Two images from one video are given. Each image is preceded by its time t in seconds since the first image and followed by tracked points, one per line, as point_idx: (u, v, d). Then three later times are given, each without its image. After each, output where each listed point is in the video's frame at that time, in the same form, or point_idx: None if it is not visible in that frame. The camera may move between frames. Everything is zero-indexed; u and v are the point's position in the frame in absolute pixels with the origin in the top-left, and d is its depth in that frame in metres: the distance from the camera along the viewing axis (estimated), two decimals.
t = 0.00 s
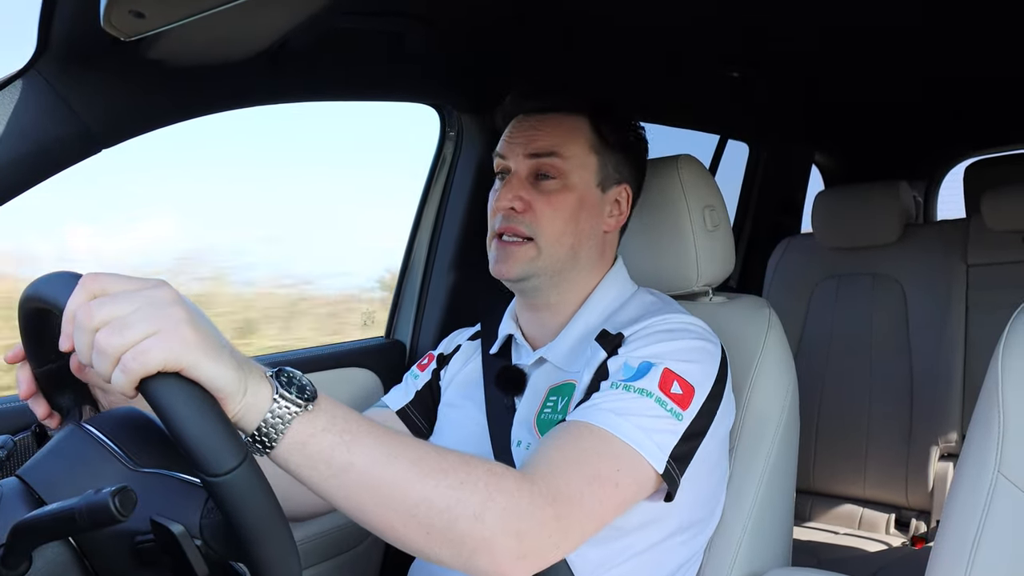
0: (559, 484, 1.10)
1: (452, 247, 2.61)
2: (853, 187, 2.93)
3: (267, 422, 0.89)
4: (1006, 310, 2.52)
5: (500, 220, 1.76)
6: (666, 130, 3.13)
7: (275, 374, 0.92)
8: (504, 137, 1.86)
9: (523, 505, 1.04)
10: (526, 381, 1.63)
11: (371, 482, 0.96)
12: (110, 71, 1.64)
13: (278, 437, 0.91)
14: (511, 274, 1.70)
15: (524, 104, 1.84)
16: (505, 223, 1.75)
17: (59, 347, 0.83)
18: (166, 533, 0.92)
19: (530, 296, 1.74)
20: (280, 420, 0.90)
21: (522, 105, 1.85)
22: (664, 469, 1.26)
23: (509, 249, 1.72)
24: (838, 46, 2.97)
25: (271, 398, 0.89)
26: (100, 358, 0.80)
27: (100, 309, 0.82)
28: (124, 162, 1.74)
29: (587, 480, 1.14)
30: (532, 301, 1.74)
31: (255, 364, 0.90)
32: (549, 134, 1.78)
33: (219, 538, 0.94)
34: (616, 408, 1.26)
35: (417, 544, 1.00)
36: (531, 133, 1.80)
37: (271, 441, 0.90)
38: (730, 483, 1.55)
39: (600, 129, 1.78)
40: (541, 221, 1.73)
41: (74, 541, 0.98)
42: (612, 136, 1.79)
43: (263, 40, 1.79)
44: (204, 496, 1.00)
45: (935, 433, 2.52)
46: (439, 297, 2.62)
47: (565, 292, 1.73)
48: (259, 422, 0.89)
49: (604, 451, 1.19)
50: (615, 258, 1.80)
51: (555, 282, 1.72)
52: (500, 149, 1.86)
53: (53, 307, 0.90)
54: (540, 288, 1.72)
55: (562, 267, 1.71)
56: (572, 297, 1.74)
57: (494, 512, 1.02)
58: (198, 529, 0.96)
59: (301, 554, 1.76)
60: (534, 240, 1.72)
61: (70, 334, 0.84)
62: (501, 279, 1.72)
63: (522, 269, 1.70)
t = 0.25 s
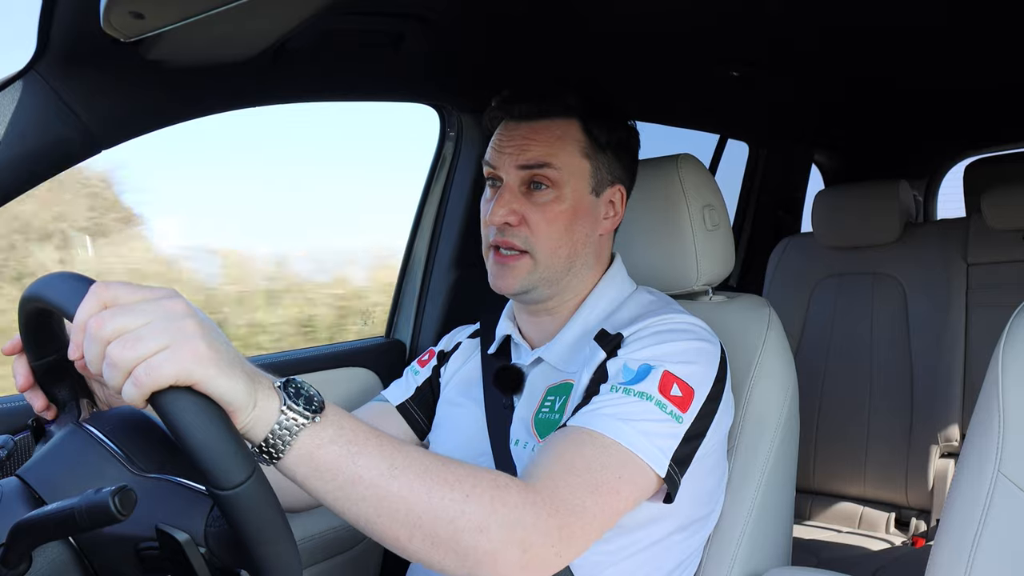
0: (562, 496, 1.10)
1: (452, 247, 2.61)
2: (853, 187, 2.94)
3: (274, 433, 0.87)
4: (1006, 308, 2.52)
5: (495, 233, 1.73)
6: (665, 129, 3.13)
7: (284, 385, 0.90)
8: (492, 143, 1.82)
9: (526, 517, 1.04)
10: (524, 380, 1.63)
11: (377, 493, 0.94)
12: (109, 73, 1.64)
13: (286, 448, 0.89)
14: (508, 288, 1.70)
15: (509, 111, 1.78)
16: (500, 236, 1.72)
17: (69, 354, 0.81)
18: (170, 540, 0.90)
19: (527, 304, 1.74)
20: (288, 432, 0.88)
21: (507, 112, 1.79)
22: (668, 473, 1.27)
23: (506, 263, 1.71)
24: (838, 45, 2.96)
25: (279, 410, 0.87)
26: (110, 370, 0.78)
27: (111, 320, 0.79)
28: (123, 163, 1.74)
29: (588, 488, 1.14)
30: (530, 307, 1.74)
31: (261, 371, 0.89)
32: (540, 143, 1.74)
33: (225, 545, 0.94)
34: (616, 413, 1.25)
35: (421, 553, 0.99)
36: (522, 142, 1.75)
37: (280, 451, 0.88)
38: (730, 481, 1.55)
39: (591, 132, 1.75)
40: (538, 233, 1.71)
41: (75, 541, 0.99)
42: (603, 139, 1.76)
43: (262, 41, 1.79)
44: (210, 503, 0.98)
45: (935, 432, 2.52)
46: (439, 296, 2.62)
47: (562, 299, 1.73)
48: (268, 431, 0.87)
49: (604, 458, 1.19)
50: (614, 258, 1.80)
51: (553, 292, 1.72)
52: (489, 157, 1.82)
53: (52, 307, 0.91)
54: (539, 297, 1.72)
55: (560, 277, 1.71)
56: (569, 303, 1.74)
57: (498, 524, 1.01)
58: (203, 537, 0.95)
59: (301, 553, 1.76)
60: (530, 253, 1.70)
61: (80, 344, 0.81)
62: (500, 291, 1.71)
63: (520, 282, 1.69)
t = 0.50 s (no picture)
0: (570, 509, 1.10)
1: (452, 246, 2.62)
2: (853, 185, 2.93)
3: (286, 446, 0.86)
4: (1006, 307, 2.52)
5: (505, 218, 1.75)
6: (664, 128, 3.14)
7: (296, 395, 0.90)
8: (505, 131, 1.84)
9: (534, 533, 1.05)
10: (524, 379, 1.63)
11: (387, 506, 0.95)
12: (108, 72, 1.64)
13: (297, 460, 0.88)
14: (515, 274, 1.71)
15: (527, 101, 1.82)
16: (508, 222, 1.74)
17: (81, 367, 0.78)
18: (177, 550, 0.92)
19: (530, 294, 1.74)
20: (300, 446, 0.88)
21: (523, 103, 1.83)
22: (669, 480, 1.26)
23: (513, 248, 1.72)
24: (838, 44, 2.97)
25: (290, 425, 0.86)
26: (125, 389, 0.76)
27: (125, 338, 0.76)
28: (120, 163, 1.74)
29: (594, 498, 1.14)
30: (533, 298, 1.74)
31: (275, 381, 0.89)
32: (553, 131, 1.76)
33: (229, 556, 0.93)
34: (619, 419, 1.25)
35: (427, 568, 0.99)
36: (535, 130, 1.78)
37: (292, 463, 0.88)
38: (729, 482, 1.55)
39: (603, 125, 1.78)
40: (547, 220, 1.73)
41: (75, 540, 1.00)
42: (614, 133, 1.80)
43: (261, 41, 1.79)
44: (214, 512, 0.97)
45: (935, 430, 2.52)
46: (439, 296, 2.62)
47: (566, 292, 1.73)
48: (281, 441, 0.86)
49: (613, 468, 1.19)
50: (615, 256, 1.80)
51: (558, 282, 1.72)
52: (501, 145, 1.83)
53: (53, 308, 0.90)
54: (543, 287, 1.72)
55: (566, 268, 1.72)
56: (573, 296, 1.74)
57: (504, 541, 1.02)
58: (208, 547, 0.94)
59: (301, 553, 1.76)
60: (538, 239, 1.72)
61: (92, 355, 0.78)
62: (505, 277, 1.72)
63: (527, 268, 1.70)
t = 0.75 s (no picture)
0: (576, 515, 1.10)
1: (452, 247, 2.62)
2: (853, 188, 2.94)
3: (295, 451, 0.86)
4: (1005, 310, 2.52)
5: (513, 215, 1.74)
6: (664, 130, 3.14)
7: (305, 400, 0.89)
8: (504, 133, 1.83)
9: (542, 540, 1.04)
10: (523, 381, 1.63)
11: (396, 512, 0.94)
12: (109, 70, 1.64)
13: (304, 466, 0.88)
14: (527, 268, 1.70)
15: (524, 103, 1.82)
16: (519, 217, 1.74)
17: (91, 379, 0.79)
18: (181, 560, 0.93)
19: (535, 293, 1.73)
20: (307, 452, 0.87)
21: (522, 105, 1.83)
22: (670, 484, 1.25)
23: (524, 244, 1.71)
24: (838, 47, 2.97)
25: (296, 432, 0.86)
26: (134, 403, 0.77)
27: (134, 353, 0.77)
28: (120, 162, 1.74)
29: (600, 505, 1.14)
30: (538, 298, 1.74)
31: (291, 389, 0.89)
32: (557, 129, 1.77)
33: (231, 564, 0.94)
34: (621, 423, 1.25)
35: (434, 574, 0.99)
36: (538, 129, 1.78)
37: (299, 468, 0.87)
38: (729, 484, 1.55)
39: (600, 125, 1.81)
40: (557, 215, 1.73)
41: (74, 541, 1.00)
42: (611, 133, 1.83)
43: (262, 40, 1.79)
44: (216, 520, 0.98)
45: (934, 432, 2.52)
46: (439, 296, 2.62)
47: (572, 290, 1.73)
48: (289, 447, 0.86)
49: (616, 473, 1.19)
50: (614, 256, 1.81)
51: (566, 278, 1.72)
52: (501, 147, 1.83)
53: (54, 308, 0.90)
54: (551, 284, 1.72)
55: (575, 263, 1.72)
56: (579, 294, 1.74)
57: (512, 547, 1.02)
58: (210, 555, 0.95)
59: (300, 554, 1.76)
60: (550, 233, 1.72)
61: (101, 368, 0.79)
62: (516, 273, 1.72)
63: (539, 262, 1.70)
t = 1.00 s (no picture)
0: (581, 513, 1.10)
1: (452, 245, 2.62)
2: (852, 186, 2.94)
3: (300, 453, 0.86)
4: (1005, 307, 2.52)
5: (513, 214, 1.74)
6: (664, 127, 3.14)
7: (309, 403, 0.89)
8: (503, 132, 1.84)
9: (546, 537, 1.04)
10: (524, 376, 1.63)
11: (402, 510, 0.94)
12: (108, 68, 1.64)
13: (309, 468, 0.88)
14: (527, 267, 1.70)
15: (524, 98, 1.83)
16: (517, 215, 1.74)
17: (98, 384, 0.79)
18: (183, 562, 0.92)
19: (536, 291, 1.73)
20: (311, 453, 0.87)
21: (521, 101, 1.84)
22: (670, 479, 1.25)
23: (524, 243, 1.72)
24: (838, 45, 2.97)
25: (301, 434, 0.86)
26: (142, 410, 0.77)
27: (142, 360, 0.77)
28: (118, 160, 1.74)
29: (604, 504, 1.13)
30: (539, 296, 1.74)
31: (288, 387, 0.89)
32: (553, 127, 1.77)
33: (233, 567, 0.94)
34: (624, 419, 1.25)
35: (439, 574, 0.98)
36: (535, 127, 1.78)
37: (304, 470, 0.87)
38: (728, 481, 1.54)
39: (596, 120, 1.80)
40: (556, 212, 1.72)
41: (73, 538, 0.98)
42: (607, 127, 1.82)
43: (262, 38, 1.79)
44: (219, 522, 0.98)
45: (934, 430, 2.52)
46: (439, 294, 2.62)
47: (572, 287, 1.73)
48: (294, 449, 0.86)
49: (618, 469, 1.18)
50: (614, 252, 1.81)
51: (566, 276, 1.72)
52: (500, 146, 1.84)
53: (54, 305, 0.90)
54: (552, 282, 1.72)
55: (575, 260, 1.72)
56: (579, 291, 1.74)
57: (517, 545, 1.01)
58: (212, 557, 0.95)
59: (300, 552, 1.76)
60: (549, 231, 1.72)
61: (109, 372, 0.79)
62: (517, 273, 1.72)
63: (539, 260, 1.70)
